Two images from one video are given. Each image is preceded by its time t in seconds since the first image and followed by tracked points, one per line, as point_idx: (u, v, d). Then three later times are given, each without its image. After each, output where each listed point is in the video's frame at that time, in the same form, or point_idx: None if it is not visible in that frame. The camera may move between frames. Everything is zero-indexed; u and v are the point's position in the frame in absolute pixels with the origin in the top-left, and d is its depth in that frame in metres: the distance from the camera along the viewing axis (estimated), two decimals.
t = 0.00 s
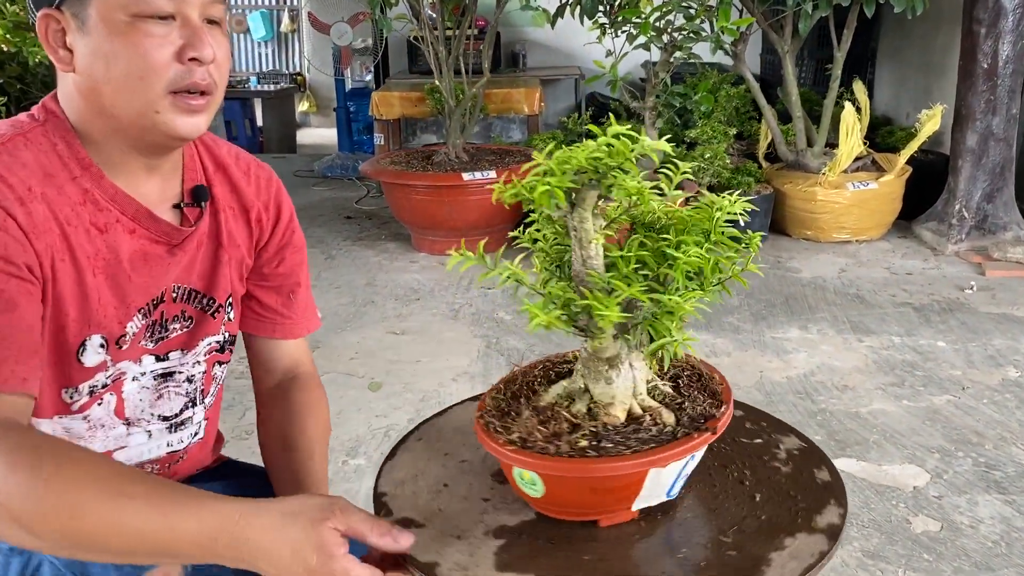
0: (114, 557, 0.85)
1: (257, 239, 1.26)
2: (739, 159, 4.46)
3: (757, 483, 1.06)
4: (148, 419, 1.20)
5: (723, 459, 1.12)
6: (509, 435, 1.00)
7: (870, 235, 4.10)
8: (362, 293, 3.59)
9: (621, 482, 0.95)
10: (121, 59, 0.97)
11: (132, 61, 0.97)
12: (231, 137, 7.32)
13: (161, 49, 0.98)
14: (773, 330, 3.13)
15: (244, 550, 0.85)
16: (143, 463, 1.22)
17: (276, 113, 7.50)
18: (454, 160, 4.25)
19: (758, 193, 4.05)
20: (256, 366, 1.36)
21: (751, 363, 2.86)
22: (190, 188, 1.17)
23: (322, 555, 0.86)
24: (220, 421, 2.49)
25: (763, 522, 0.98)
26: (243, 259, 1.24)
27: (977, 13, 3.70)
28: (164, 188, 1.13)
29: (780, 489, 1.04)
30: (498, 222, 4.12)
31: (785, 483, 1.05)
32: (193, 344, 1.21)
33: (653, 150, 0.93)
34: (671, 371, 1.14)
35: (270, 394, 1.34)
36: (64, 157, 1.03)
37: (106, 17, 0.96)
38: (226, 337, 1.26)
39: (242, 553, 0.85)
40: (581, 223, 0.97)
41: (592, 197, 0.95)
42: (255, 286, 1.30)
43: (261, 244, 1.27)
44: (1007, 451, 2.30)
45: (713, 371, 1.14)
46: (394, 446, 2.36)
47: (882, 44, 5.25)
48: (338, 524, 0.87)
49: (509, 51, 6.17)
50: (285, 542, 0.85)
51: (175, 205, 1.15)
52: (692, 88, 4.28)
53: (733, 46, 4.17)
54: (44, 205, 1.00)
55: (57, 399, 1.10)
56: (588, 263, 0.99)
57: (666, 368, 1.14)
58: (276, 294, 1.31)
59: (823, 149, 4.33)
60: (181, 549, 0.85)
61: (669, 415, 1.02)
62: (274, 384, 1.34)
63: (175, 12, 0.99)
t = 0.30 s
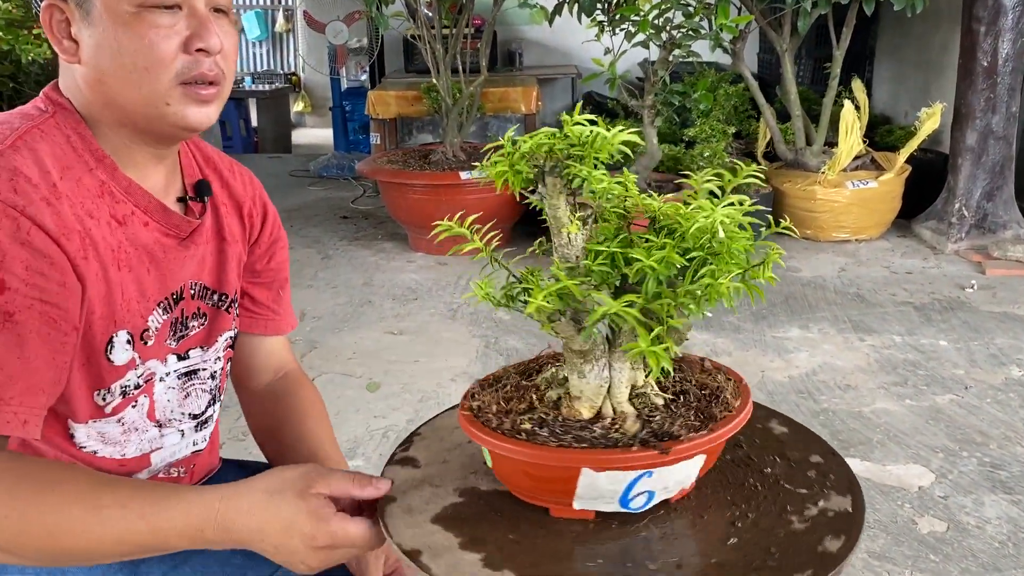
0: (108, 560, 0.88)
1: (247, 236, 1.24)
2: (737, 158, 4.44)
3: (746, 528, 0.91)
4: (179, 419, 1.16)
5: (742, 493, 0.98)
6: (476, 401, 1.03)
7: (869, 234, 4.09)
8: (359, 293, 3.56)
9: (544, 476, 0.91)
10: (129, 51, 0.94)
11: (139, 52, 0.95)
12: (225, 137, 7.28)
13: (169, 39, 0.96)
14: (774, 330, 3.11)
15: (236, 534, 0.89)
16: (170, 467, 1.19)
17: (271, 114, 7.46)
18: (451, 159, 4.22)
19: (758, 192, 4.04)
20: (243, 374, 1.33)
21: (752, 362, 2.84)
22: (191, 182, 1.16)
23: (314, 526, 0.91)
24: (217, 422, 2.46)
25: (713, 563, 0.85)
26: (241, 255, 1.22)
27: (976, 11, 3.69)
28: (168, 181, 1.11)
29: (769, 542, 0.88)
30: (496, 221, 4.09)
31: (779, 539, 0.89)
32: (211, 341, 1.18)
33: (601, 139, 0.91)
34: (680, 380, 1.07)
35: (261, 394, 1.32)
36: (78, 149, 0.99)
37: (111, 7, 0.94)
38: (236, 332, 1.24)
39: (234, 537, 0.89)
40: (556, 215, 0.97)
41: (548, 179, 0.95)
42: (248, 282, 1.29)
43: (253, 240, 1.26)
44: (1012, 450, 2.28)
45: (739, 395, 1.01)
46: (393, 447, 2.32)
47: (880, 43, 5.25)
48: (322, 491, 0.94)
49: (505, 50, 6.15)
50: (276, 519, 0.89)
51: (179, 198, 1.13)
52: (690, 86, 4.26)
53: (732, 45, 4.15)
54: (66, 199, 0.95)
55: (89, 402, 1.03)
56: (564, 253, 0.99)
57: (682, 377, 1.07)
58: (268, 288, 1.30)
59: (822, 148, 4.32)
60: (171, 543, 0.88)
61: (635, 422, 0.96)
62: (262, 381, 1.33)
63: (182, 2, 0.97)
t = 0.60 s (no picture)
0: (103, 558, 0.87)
1: (237, 246, 1.22)
2: (735, 160, 4.44)
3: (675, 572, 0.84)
4: (168, 423, 1.14)
5: (711, 540, 0.90)
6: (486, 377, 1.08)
7: (867, 236, 4.09)
8: (357, 296, 3.55)
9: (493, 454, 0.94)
10: (122, 54, 0.93)
11: (133, 56, 0.93)
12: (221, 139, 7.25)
13: (163, 44, 0.95)
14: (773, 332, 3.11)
15: (234, 534, 0.88)
16: (162, 473, 1.16)
17: (267, 115, 7.44)
18: (449, 161, 4.21)
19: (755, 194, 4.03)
20: (238, 382, 1.32)
21: (752, 365, 2.84)
22: (181, 188, 1.14)
23: (311, 531, 0.89)
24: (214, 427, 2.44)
25: None
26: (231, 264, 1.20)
27: (974, 13, 3.70)
28: (157, 186, 1.09)
29: None
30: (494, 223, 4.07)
31: None
32: (203, 346, 1.16)
33: (570, 142, 0.93)
34: (675, 401, 1.00)
35: (256, 403, 1.30)
36: (66, 150, 0.97)
37: (108, 10, 0.92)
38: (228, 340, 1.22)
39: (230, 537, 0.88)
40: (550, 209, 0.99)
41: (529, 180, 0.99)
42: (239, 293, 1.27)
43: (243, 250, 1.24)
44: (1012, 453, 2.28)
45: (719, 433, 0.91)
46: (392, 451, 2.31)
47: (877, 45, 5.26)
48: (319, 499, 0.92)
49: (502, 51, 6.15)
50: (275, 522, 0.88)
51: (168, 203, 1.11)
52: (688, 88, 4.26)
53: (729, 47, 4.15)
54: (54, 199, 0.93)
55: (78, 403, 1.02)
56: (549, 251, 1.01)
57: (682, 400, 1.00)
58: (258, 300, 1.29)
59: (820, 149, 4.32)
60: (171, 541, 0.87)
61: (585, 429, 0.93)
62: (258, 389, 1.31)
63: (178, 7, 0.96)
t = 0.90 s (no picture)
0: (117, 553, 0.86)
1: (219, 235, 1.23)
2: (733, 161, 4.45)
3: None
4: (156, 418, 1.14)
5: (650, 561, 0.89)
6: (527, 356, 1.16)
7: (866, 236, 4.10)
8: (355, 297, 3.54)
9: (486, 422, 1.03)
10: (86, 62, 0.93)
11: (97, 65, 0.93)
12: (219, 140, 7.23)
13: (129, 54, 0.94)
14: (772, 333, 3.10)
15: (244, 526, 0.86)
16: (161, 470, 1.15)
17: (265, 116, 7.42)
18: (447, 162, 4.21)
19: (754, 195, 4.03)
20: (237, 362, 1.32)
21: (752, 366, 2.83)
22: (153, 182, 1.14)
23: (324, 522, 0.87)
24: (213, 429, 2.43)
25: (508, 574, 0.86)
26: (212, 255, 1.20)
27: (972, 14, 3.70)
28: (128, 181, 1.09)
29: None
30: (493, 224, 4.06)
31: None
32: (187, 339, 1.16)
33: (550, 133, 1.05)
34: (654, 412, 0.98)
35: (251, 374, 1.29)
36: (24, 150, 0.98)
37: (75, 21, 0.92)
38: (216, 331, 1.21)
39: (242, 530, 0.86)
40: (559, 205, 1.07)
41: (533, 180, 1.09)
42: (224, 283, 1.29)
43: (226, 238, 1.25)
44: (1012, 454, 2.28)
45: (662, 453, 0.89)
46: (392, 452, 2.31)
47: (875, 45, 5.27)
48: (332, 489, 0.90)
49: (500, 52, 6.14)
50: (286, 513, 0.86)
51: (140, 198, 1.11)
52: (686, 89, 4.26)
53: (727, 48, 4.14)
54: (13, 198, 0.94)
55: (58, 402, 1.01)
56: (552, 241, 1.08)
57: (662, 412, 0.98)
58: (247, 285, 1.30)
59: (818, 150, 4.32)
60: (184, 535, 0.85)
61: (548, 415, 0.98)
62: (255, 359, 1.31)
63: (146, 20, 0.96)
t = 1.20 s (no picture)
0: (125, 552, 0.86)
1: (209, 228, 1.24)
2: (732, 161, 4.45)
3: (527, 559, 0.94)
4: (151, 420, 1.14)
5: (594, 560, 0.94)
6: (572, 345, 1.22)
7: (865, 237, 4.10)
8: (355, 299, 3.53)
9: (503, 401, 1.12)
10: (60, 65, 0.92)
11: (71, 67, 0.92)
12: (217, 140, 7.21)
13: (103, 55, 0.94)
14: (772, 335, 3.10)
15: (256, 518, 0.87)
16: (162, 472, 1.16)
17: (263, 116, 7.41)
18: (446, 163, 4.20)
19: (753, 196, 4.03)
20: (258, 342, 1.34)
21: (752, 368, 2.83)
22: (135, 183, 1.14)
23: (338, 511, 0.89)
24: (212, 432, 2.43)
25: (462, 540, 0.97)
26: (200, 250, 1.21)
27: (971, 15, 3.70)
28: (109, 182, 1.09)
29: (504, 567, 0.92)
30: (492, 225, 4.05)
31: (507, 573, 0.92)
32: (179, 339, 1.15)
33: (552, 131, 1.09)
34: (631, 416, 0.99)
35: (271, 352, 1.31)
36: None
37: (46, 21, 0.90)
38: (210, 328, 1.20)
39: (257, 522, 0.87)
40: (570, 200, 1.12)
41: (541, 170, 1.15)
42: (215, 275, 1.29)
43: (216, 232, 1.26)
44: (1013, 455, 2.28)
45: (608, 457, 0.93)
46: (392, 454, 2.31)
47: (875, 46, 5.27)
48: (345, 480, 0.92)
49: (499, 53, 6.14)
50: (300, 504, 0.87)
51: (122, 198, 1.11)
52: (686, 90, 4.26)
53: (727, 48, 4.13)
54: None
55: (51, 410, 1.03)
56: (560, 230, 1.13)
57: (639, 418, 0.99)
58: (241, 271, 1.30)
59: (817, 151, 4.32)
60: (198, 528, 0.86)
61: (540, 402, 1.05)
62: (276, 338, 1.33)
63: (120, 19, 0.95)
